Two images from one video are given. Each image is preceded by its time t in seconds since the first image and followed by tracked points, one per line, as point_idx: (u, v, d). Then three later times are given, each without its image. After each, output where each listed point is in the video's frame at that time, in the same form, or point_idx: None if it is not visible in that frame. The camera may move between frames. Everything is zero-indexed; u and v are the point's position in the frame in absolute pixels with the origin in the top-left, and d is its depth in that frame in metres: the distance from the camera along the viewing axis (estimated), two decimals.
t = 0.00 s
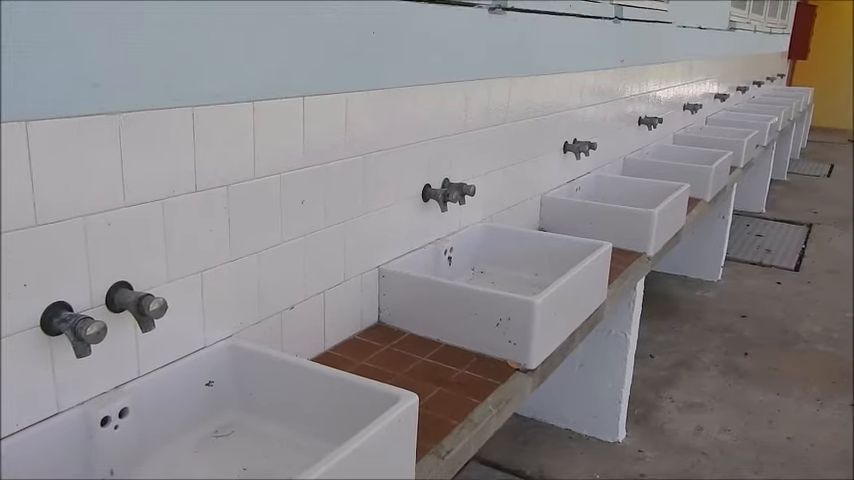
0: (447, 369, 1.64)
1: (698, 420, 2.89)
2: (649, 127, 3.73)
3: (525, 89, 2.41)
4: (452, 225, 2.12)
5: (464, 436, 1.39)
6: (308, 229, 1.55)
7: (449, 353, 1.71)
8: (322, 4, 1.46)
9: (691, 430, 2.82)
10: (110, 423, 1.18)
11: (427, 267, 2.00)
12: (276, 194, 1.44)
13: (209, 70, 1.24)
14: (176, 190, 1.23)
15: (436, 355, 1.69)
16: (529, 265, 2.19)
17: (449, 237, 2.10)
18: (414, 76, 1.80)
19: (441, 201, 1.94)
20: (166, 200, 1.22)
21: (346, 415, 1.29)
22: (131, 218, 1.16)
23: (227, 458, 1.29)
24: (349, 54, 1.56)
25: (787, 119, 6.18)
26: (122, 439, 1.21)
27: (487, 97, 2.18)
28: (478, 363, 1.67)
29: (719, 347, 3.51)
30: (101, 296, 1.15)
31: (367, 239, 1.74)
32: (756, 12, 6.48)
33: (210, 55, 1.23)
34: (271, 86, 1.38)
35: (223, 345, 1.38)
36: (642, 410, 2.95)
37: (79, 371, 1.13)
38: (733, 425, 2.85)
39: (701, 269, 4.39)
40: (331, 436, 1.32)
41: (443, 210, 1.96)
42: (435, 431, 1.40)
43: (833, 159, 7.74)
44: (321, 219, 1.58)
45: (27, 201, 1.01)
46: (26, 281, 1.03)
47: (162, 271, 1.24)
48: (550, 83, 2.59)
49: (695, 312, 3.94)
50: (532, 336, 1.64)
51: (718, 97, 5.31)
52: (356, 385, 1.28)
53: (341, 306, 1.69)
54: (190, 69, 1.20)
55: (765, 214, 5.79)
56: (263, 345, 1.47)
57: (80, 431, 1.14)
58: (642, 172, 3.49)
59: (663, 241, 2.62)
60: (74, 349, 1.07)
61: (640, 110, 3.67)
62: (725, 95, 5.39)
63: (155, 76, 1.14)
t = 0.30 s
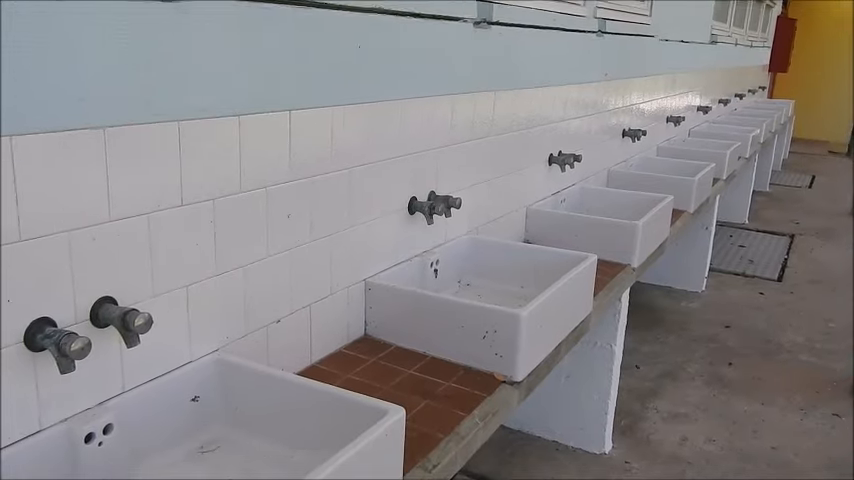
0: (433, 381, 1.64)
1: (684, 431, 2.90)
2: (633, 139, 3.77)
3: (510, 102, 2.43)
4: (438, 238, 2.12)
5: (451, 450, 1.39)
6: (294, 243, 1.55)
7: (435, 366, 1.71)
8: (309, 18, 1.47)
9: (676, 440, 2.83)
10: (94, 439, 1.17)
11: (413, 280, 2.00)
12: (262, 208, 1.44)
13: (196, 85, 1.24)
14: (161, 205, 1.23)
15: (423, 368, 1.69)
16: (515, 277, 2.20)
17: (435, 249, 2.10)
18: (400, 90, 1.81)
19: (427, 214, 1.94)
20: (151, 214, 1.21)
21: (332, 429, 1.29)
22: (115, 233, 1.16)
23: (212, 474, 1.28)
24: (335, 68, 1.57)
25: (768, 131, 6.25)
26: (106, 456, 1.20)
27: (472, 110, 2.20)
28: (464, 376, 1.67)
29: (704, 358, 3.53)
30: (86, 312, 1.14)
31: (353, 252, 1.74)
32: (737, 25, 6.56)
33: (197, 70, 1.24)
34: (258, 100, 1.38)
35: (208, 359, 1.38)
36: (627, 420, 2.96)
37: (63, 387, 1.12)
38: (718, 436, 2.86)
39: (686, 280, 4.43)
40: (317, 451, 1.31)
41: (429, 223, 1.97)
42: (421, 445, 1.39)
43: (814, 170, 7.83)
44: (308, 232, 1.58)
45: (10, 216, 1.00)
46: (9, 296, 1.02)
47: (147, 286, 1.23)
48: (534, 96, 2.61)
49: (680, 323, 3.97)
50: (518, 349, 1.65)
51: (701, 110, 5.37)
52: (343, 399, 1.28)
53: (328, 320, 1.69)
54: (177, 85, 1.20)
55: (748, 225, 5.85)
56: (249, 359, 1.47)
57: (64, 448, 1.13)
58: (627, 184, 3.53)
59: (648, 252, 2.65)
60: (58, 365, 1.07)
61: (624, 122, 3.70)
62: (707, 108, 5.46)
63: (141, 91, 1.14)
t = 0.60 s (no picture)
0: (417, 394, 1.64)
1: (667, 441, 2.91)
2: (615, 151, 3.81)
3: (492, 115, 2.45)
4: (421, 250, 2.13)
5: (435, 463, 1.39)
6: (277, 256, 1.54)
7: (419, 379, 1.70)
8: (292, 33, 1.47)
9: (660, 451, 2.85)
10: (74, 457, 1.16)
11: (397, 293, 2.01)
12: (244, 221, 1.44)
13: (179, 99, 1.24)
14: (143, 220, 1.22)
15: (406, 381, 1.69)
16: (498, 289, 2.21)
17: (418, 262, 2.11)
18: (383, 103, 1.82)
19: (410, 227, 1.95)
20: (133, 228, 1.21)
21: (316, 444, 1.29)
22: (96, 247, 1.15)
23: None
24: (318, 81, 1.58)
25: (747, 143, 6.33)
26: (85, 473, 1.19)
27: (455, 123, 2.21)
28: (448, 389, 1.67)
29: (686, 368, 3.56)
30: (65, 328, 1.13)
31: (336, 265, 1.74)
32: (716, 39, 6.66)
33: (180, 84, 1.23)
34: (241, 115, 1.38)
35: (190, 374, 1.37)
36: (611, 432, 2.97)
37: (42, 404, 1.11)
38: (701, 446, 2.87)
39: (668, 291, 4.46)
40: (300, 466, 1.31)
41: (412, 236, 1.97)
42: (405, 458, 1.39)
43: (793, 181, 7.93)
44: (291, 245, 1.58)
45: None
46: None
47: (128, 301, 1.22)
48: (516, 109, 2.63)
49: (662, 334, 3.99)
50: (501, 361, 1.65)
51: (681, 122, 5.43)
52: (326, 413, 1.27)
53: (311, 333, 1.69)
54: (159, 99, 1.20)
55: (729, 236, 5.90)
56: (231, 374, 1.46)
57: (44, 466, 1.11)
58: (608, 196, 3.55)
59: (630, 264, 2.67)
60: (37, 382, 1.06)
61: (606, 135, 3.74)
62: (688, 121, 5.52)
63: (122, 105, 1.14)
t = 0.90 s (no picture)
0: (400, 406, 1.63)
1: (649, 449, 2.92)
2: (594, 161, 3.84)
3: (473, 126, 2.46)
4: (403, 261, 2.13)
5: (418, 474, 1.38)
6: (258, 269, 1.53)
7: (402, 391, 1.70)
8: (272, 44, 1.47)
9: (642, 459, 2.86)
10: (50, 476, 1.15)
11: (379, 304, 2.00)
12: (224, 234, 1.43)
13: (157, 111, 1.22)
14: (121, 234, 1.21)
15: (389, 393, 1.69)
16: (480, 299, 2.22)
17: (400, 273, 2.11)
18: (363, 114, 1.82)
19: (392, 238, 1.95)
20: (111, 242, 1.19)
21: (297, 457, 1.28)
22: (73, 262, 1.14)
23: None
24: (298, 93, 1.57)
25: (725, 152, 6.41)
26: None
27: (436, 133, 2.21)
28: (431, 400, 1.66)
29: (667, 376, 3.58)
30: (42, 345, 1.11)
31: (317, 276, 1.73)
32: (693, 50, 6.74)
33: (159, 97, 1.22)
34: (220, 127, 1.37)
35: (170, 389, 1.35)
36: (593, 440, 2.98)
37: (17, 422, 1.09)
38: (683, 453, 2.87)
39: (648, 299, 4.49)
40: None
41: (394, 247, 1.97)
42: (388, 471, 1.38)
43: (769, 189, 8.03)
44: (271, 258, 1.57)
45: None
46: None
47: (106, 316, 1.21)
48: (497, 119, 2.64)
49: (643, 342, 4.01)
50: (484, 372, 1.65)
51: (660, 131, 5.48)
52: (307, 427, 1.26)
53: (292, 346, 1.68)
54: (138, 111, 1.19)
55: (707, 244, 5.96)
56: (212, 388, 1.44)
57: None
58: (589, 205, 3.58)
59: (610, 273, 2.68)
60: (13, 399, 1.06)
61: (586, 145, 3.77)
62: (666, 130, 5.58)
63: (101, 118, 1.13)
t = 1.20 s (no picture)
0: (382, 413, 1.62)
1: (631, 451, 2.93)
2: (574, 165, 3.87)
3: (452, 131, 2.46)
4: (384, 267, 2.12)
5: None
6: (237, 277, 1.52)
7: (384, 398, 1.69)
8: (249, 51, 1.46)
9: (624, 461, 2.87)
10: None
11: (360, 310, 1.99)
12: (202, 242, 1.41)
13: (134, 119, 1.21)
14: (97, 243, 1.19)
15: (371, 400, 1.68)
16: (461, 304, 2.21)
17: (381, 278, 2.10)
18: (342, 120, 1.81)
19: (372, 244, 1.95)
20: (86, 252, 1.18)
21: (278, 466, 1.27)
22: (48, 273, 1.12)
23: None
24: (276, 99, 1.56)
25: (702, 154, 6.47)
26: None
27: (416, 139, 2.21)
28: (413, 406, 1.66)
29: (647, 378, 3.60)
30: (17, 357, 1.09)
31: (297, 283, 1.72)
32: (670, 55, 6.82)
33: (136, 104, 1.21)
34: (197, 134, 1.36)
35: (148, 400, 1.33)
36: (576, 443, 2.99)
37: None
38: (664, 455, 2.89)
39: (628, 302, 4.52)
40: None
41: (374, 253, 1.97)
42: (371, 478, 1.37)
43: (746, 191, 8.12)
44: (251, 265, 1.56)
45: None
46: None
47: (82, 327, 1.19)
48: (476, 124, 2.65)
49: (625, 345, 4.04)
50: (466, 377, 1.65)
51: (638, 135, 5.53)
52: (288, 435, 1.25)
53: (273, 354, 1.66)
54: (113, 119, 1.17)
55: (687, 246, 6.02)
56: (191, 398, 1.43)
57: None
58: (568, 209, 3.60)
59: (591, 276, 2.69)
60: None
61: (565, 149, 3.79)
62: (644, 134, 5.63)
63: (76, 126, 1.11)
